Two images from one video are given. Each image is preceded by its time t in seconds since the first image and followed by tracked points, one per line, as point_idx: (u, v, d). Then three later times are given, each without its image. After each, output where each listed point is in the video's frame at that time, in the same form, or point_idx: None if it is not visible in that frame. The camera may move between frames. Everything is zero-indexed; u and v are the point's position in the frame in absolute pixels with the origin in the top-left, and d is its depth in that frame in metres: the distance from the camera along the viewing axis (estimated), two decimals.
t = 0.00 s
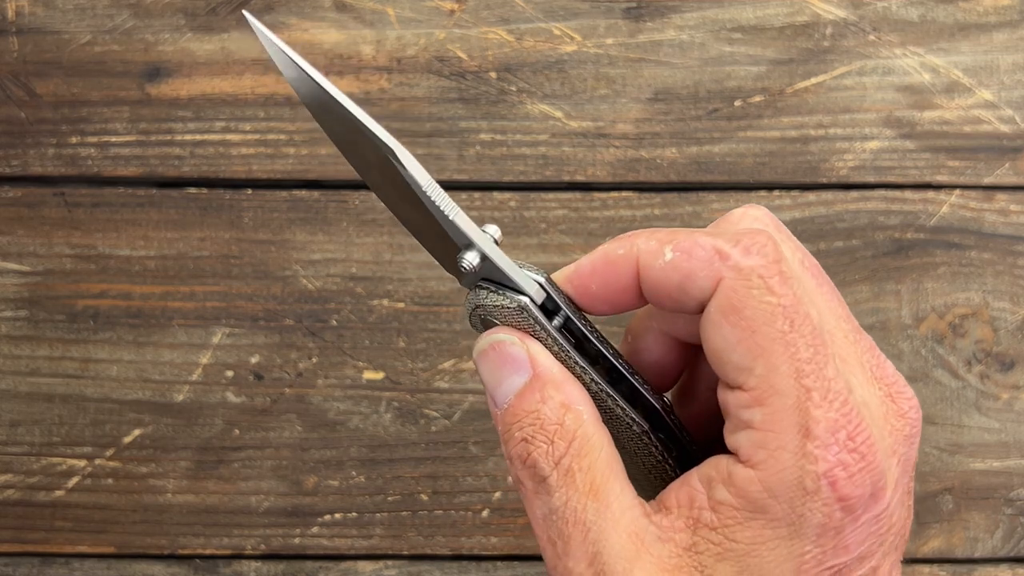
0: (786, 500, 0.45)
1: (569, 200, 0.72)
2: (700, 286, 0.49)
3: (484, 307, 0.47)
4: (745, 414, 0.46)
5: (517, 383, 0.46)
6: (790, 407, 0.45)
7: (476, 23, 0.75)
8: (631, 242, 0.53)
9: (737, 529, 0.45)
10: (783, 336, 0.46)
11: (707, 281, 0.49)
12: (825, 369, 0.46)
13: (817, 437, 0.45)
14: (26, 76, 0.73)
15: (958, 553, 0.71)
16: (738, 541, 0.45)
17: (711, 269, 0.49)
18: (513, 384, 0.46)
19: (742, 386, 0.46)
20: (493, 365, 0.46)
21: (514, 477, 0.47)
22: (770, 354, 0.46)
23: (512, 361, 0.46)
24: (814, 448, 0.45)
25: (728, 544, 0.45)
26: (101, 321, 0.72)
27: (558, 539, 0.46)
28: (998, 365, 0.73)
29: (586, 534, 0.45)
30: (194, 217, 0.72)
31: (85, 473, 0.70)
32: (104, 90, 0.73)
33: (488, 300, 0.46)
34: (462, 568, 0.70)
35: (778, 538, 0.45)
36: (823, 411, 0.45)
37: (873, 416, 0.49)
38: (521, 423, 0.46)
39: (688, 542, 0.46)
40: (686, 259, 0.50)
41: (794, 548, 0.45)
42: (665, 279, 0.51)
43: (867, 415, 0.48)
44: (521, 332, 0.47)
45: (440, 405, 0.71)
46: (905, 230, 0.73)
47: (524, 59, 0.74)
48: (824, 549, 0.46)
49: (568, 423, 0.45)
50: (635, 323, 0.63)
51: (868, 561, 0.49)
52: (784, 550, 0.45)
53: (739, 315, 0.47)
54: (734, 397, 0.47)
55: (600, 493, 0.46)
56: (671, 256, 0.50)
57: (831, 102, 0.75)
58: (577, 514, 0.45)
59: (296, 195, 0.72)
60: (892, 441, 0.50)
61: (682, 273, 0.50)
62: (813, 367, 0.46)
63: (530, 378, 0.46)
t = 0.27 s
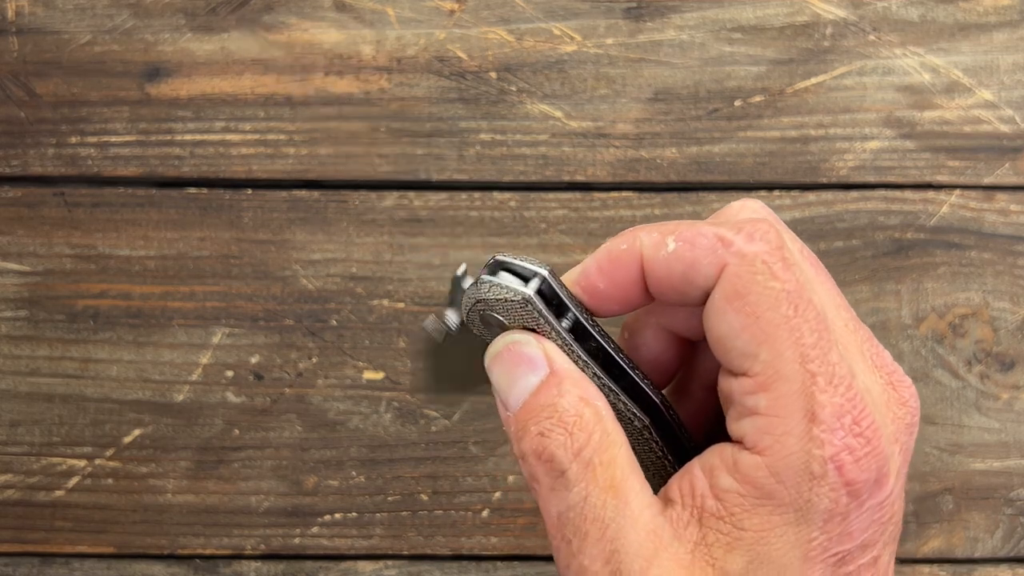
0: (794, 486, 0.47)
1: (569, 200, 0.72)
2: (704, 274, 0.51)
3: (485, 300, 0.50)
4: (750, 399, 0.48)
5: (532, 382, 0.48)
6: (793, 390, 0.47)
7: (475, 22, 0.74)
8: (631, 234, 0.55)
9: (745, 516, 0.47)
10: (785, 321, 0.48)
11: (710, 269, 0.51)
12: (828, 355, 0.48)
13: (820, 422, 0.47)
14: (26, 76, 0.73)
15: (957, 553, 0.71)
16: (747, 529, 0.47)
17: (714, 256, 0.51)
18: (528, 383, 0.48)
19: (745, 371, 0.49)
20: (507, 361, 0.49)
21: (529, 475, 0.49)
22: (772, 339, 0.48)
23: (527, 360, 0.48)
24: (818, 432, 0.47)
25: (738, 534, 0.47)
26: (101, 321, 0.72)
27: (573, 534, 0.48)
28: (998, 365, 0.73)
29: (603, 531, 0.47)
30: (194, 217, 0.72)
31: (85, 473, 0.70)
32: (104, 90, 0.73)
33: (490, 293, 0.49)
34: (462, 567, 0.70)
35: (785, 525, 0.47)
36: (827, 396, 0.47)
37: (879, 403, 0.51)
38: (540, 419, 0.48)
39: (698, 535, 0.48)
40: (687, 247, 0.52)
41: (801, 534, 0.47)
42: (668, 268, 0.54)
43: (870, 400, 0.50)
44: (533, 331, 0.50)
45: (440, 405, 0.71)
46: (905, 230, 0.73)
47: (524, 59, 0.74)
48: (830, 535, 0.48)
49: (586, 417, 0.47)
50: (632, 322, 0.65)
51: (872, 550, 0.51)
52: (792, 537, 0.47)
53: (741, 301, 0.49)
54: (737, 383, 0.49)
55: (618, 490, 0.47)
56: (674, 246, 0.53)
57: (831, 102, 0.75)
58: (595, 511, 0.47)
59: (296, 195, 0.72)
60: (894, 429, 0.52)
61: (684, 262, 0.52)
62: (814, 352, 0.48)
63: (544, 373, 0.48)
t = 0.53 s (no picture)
0: (803, 447, 0.47)
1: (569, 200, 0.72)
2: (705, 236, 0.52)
3: (517, 249, 0.50)
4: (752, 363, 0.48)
5: (566, 320, 0.45)
6: (799, 352, 0.48)
7: (475, 22, 0.74)
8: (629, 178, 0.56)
9: (754, 474, 0.47)
10: (788, 285, 0.49)
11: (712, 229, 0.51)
12: (828, 323, 0.49)
13: (825, 384, 0.47)
14: (26, 76, 0.73)
15: (957, 553, 0.71)
16: (756, 487, 0.47)
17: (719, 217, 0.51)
18: (560, 320, 0.45)
19: (748, 334, 0.49)
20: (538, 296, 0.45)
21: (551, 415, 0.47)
22: (776, 302, 0.48)
23: (562, 298, 0.45)
24: (824, 394, 0.47)
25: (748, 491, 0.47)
26: (101, 321, 0.71)
27: (593, 481, 0.46)
28: (998, 365, 0.73)
29: (626, 481, 0.45)
30: (194, 217, 0.72)
31: (85, 473, 0.70)
32: (104, 90, 0.73)
33: (525, 238, 0.49)
34: (462, 567, 0.70)
35: (795, 482, 0.47)
36: (831, 360, 0.48)
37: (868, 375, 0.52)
38: (574, 357, 0.45)
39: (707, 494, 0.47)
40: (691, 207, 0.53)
41: (808, 492, 0.47)
42: (668, 227, 0.54)
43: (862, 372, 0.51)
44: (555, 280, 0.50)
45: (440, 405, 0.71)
46: (905, 230, 0.73)
47: (524, 59, 0.74)
48: (835, 497, 0.48)
49: (617, 362, 0.45)
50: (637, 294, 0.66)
51: (867, 520, 0.51)
52: (800, 497, 0.47)
53: (744, 264, 0.49)
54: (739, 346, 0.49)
55: (643, 439, 0.46)
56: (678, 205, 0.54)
57: (831, 102, 0.75)
58: (619, 458, 0.45)
59: (296, 195, 0.72)
60: (887, 401, 0.53)
61: (687, 222, 0.53)
62: (817, 318, 0.49)
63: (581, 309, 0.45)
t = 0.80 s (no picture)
0: (826, 373, 0.52)
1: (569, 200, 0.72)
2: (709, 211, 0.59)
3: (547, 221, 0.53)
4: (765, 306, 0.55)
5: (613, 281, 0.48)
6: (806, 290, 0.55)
7: (475, 22, 0.74)
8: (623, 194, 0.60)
9: (792, 400, 0.50)
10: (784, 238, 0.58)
11: (714, 204, 0.59)
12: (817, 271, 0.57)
13: (829, 315, 0.55)
14: (26, 76, 0.73)
15: (957, 553, 0.71)
16: (797, 411, 0.50)
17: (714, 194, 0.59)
18: (608, 276, 0.48)
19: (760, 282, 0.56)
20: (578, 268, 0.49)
21: (619, 350, 0.47)
22: (780, 253, 0.57)
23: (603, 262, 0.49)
24: (829, 326, 0.54)
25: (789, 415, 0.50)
26: (101, 321, 0.72)
27: (668, 402, 0.46)
28: (998, 365, 0.73)
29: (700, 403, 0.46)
30: (194, 217, 0.72)
31: (85, 472, 0.70)
32: (104, 90, 0.73)
33: (555, 208, 0.54)
34: (462, 567, 0.70)
35: (827, 407, 0.51)
36: (826, 300, 0.56)
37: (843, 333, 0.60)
38: (631, 307, 0.47)
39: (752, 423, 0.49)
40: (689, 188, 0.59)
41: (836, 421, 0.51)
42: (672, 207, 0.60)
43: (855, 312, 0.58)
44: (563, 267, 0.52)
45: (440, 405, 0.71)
46: (906, 230, 0.73)
47: (524, 59, 0.74)
48: (852, 421, 0.53)
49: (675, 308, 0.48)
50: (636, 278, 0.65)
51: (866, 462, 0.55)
52: (833, 417, 0.51)
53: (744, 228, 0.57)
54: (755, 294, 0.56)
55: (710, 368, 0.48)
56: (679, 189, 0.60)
57: (831, 102, 0.75)
58: (692, 382, 0.47)
59: (296, 195, 0.72)
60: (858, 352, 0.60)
61: (690, 201, 0.59)
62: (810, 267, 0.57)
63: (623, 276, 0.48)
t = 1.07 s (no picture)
0: (844, 334, 0.57)
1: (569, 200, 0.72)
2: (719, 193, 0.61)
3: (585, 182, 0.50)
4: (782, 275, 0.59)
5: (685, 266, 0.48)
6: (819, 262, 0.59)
7: (475, 22, 0.74)
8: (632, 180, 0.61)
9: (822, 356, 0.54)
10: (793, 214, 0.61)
11: (723, 185, 0.60)
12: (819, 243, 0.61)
13: (838, 283, 0.60)
14: (26, 76, 0.73)
15: (957, 553, 0.71)
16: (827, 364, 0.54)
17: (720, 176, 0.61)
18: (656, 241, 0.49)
19: (776, 254, 0.59)
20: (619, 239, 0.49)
21: (694, 291, 0.47)
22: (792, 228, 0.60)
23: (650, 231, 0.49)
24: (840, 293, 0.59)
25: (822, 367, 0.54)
26: (101, 321, 0.72)
27: (749, 342, 0.47)
28: (999, 365, 0.73)
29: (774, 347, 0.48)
30: (194, 217, 0.72)
31: (85, 472, 0.70)
32: (104, 90, 0.73)
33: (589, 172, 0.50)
34: (462, 567, 0.70)
35: (848, 364, 0.56)
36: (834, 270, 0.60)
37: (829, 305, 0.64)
38: (696, 257, 0.48)
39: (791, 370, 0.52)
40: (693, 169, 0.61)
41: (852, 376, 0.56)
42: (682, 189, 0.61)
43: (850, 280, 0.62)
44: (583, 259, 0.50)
45: (440, 405, 0.71)
46: (905, 230, 0.73)
47: (524, 59, 0.74)
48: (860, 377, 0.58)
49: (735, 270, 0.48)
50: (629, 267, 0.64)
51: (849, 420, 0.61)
52: (851, 371, 0.56)
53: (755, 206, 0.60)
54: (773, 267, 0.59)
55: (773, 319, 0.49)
56: (689, 171, 0.61)
57: (831, 102, 0.75)
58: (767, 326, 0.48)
59: (296, 195, 0.72)
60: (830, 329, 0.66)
61: (702, 180, 0.61)
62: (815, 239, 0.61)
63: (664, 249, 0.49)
